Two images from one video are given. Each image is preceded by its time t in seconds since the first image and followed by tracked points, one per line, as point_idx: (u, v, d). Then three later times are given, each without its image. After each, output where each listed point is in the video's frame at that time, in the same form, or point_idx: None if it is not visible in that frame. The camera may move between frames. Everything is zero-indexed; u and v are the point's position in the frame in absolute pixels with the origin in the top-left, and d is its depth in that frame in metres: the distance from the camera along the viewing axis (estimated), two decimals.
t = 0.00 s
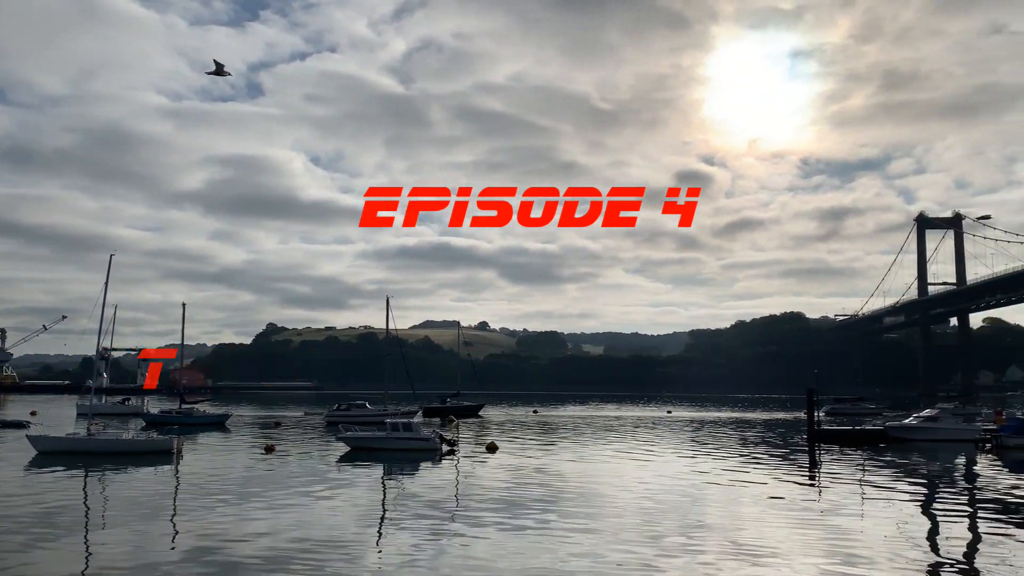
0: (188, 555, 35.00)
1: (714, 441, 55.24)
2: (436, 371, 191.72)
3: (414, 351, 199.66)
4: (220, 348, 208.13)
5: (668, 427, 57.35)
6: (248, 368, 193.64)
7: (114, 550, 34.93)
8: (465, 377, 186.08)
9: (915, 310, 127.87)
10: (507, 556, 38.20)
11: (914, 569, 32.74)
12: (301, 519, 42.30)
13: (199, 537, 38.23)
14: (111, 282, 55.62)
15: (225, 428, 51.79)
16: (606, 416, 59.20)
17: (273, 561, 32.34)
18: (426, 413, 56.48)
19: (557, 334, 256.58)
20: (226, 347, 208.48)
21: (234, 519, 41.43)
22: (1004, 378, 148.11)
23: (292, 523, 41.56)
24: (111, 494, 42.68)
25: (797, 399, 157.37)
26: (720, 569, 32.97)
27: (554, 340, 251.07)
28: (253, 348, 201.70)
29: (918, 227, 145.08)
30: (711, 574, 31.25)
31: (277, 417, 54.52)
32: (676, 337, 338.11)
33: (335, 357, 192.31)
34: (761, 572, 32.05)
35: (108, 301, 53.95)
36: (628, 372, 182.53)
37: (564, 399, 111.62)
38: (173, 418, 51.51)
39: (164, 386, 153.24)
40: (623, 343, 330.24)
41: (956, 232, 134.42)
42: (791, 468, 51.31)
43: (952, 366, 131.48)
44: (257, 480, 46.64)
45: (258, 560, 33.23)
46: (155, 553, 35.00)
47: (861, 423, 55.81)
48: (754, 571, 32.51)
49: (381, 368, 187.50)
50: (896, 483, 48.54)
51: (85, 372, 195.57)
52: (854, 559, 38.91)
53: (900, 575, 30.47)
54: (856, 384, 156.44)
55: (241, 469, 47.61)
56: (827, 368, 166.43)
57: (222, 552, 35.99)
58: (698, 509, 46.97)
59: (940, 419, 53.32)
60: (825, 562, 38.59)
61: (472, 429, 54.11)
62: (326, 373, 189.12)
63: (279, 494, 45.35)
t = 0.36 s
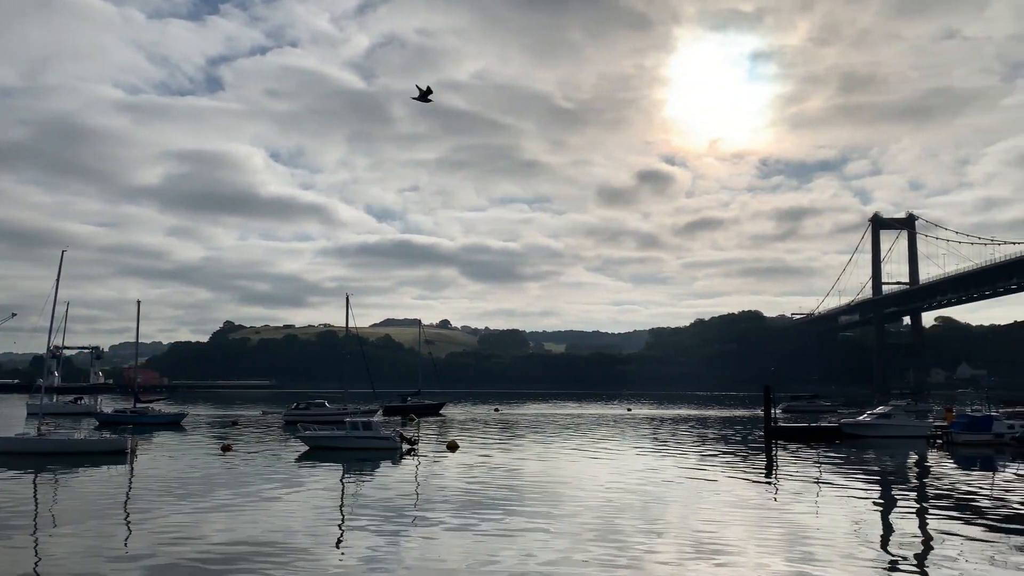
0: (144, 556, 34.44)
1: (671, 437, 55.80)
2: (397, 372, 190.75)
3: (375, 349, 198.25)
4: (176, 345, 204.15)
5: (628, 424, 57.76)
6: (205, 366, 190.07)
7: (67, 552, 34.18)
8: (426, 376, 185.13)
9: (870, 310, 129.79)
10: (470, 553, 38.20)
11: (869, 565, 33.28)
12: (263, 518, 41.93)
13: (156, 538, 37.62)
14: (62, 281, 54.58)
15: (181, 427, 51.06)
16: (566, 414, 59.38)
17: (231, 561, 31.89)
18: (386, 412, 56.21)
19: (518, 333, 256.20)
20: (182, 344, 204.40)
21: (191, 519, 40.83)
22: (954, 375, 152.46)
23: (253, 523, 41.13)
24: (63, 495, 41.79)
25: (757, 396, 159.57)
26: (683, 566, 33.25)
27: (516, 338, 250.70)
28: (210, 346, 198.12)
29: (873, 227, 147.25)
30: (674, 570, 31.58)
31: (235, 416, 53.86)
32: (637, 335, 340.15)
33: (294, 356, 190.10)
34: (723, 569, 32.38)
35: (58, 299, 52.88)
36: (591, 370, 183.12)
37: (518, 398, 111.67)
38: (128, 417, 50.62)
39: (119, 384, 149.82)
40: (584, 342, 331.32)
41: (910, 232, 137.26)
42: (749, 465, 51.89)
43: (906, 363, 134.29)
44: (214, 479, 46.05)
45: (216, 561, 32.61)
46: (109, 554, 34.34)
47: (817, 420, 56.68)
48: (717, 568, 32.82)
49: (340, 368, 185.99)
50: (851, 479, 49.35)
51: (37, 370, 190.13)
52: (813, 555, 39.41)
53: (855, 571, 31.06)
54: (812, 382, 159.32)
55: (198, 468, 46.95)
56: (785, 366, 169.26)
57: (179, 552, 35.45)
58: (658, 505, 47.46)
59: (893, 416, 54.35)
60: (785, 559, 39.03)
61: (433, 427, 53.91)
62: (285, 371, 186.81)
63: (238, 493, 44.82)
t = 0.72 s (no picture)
0: (94, 556, 33.73)
1: (629, 433, 56.28)
2: (355, 370, 189.66)
3: (333, 347, 196.72)
4: (130, 343, 200.02)
5: (586, 420, 58.12)
6: (159, 364, 186.59)
7: (14, 555, 33.34)
8: (384, 373, 184.49)
9: (823, 305, 133.03)
10: (429, 551, 38.05)
11: (823, 556, 33.87)
12: (219, 517, 41.37)
13: (108, 538, 36.89)
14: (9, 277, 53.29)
15: (134, 426, 50.19)
16: (525, 410, 59.56)
17: (184, 560, 31.35)
18: (344, 409, 55.88)
19: (479, 330, 255.77)
20: (135, 341, 200.20)
21: (144, 519, 40.09)
22: (905, 370, 157.58)
23: (209, 521, 40.55)
24: (11, 496, 40.79)
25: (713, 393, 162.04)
26: (642, 562, 33.46)
27: (476, 335, 250.32)
28: (164, 343, 194.42)
29: (824, 226, 149.98)
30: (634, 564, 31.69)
31: (190, 415, 53.11)
32: (596, 333, 342.24)
33: (251, 353, 187.73)
34: (680, 561, 32.79)
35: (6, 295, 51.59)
36: (552, 368, 183.75)
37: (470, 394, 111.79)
38: (78, 416, 49.56)
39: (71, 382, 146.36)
40: (544, 339, 332.29)
41: (862, 231, 140.07)
42: (705, 460, 52.57)
43: (858, 357, 138.42)
44: (169, 478, 45.33)
45: (170, 558, 32.08)
46: (58, 556, 33.56)
47: (772, 415, 57.68)
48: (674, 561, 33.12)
49: (297, 365, 184.36)
50: (806, 472, 50.25)
51: None
52: (769, 547, 39.99)
53: (808, 563, 31.56)
54: (766, 377, 162.52)
55: (152, 467, 46.13)
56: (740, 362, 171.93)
57: (131, 552, 34.80)
58: (617, 500, 47.79)
59: (845, 411, 55.51)
60: (742, 551, 39.57)
61: (393, 425, 53.77)
62: (241, 369, 184.44)
63: (194, 492, 44.13)
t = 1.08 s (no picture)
0: (41, 559, 32.90)
1: (587, 431, 56.67)
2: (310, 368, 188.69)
3: (287, 345, 195.13)
4: (79, 341, 195.55)
5: (544, 418, 58.40)
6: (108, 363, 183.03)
7: None
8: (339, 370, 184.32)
9: (777, 304, 135.35)
10: (388, 550, 37.82)
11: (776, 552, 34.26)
12: (171, 517, 40.71)
13: (57, 541, 36.05)
14: None
15: (83, 426, 49.20)
16: (483, 409, 59.65)
17: (133, 561, 30.68)
18: (300, 409, 55.47)
19: (439, 329, 254.67)
20: (85, 340, 195.80)
21: (93, 520, 39.26)
22: (855, 368, 162.80)
23: (163, 522, 39.87)
24: None
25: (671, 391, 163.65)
26: (597, 561, 33.55)
27: (436, 334, 249.20)
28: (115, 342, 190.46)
29: (778, 226, 152.86)
30: (591, 562, 31.77)
31: (141, 414, 52.26)
32: (554, 331, 343.31)
33: (205, 351, 185.19)
34: (637, 560, 32.95)
35: None
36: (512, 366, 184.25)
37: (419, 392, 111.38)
38: (24, 416, 48.42)
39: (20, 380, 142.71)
40: (502, 337, 332.34)
41: (815, 232, 142.54)
42: (662, 458, 53.01)
43: (809, 354, 141.91)
44: (121, 479, 44.51)
45: (117, 559, 31.37)
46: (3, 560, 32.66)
47: (726, 412, 58.45)
48: (633, 560, 33.28)
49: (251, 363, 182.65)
50: (761, 469, 50.92)
51: None
52: (724, 544, 40.41)
53: (762, 559, 31.95)
54: (722, 375, 164.64)
55: (102, 469, 45.22)
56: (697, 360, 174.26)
57: (80, 554, 34.05)
58: (575, 498, 47.99)
59: (798, 408, 56.53)
60: (699, 548, 39.95)
61: (349, 424, 53.46)
62: (195, 369, 181.89)
63: (146, 493, 43.36)
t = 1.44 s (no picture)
0: None
1: (549, 429, 57.01)
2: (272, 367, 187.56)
3: (248, 344, 193.33)
4: (33, 339, 191.20)
5: (506, 417, 58.59)
6: (62, 361, 179.24)
7: None
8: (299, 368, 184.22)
9: (738, 305, 139.08)
10: (351, 550, 37.62)
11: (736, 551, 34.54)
12: (127, 517, 40.08)
13: (8, 543, 35.30)
14: None
15: (37, 426, 48.24)
16: (445, 407, 59.70)
17: (86, 561, 30.11)
18: (260, 408, 55.01)
19: (400, 325, 252.63)
20: (39, 338, 191.46)
21: (46, 522, 38.51)
22: (814, 367, 166.38)
23: (118, 522, 39.26)
24: None
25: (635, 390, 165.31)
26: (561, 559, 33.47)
27: (397, 331, 247.03)
28: (71, 339, 186.42)
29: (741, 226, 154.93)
30: (554, 561, 31.84)
31: (96, 414, 51.39)
32: (518, 330, 343.55)
33: (162, 349, 182.67)
34: (599, 559, 33.07)
35: None
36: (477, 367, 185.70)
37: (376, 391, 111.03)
38: None
39: None
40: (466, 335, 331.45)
41: (774, 232, 144.24)
42: (625, 457, 53.37)
43: (768, 355, 145.40)
44: (76, 479, 43.71)
45: (68, 561, 30.59)
46: None
47: (687, 410, 59.05)
48: (596, 558, 33.42)
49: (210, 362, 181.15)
50: (721, 467, 51.52)
51: None
52: (685, 543, 40.74)
53: (722, 557, 32.26)
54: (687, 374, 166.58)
55: (56, 468, 44.35)
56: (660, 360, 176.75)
57: (32, 557, 33.38)
58: (537, 497, 48.22)
59: (756, 407, 57.37)
60: (661, 546, 40.30)
61: (310, 423, 53.12)
62: (152, 367, 179.25)
63: (102, 493, 42.64)
